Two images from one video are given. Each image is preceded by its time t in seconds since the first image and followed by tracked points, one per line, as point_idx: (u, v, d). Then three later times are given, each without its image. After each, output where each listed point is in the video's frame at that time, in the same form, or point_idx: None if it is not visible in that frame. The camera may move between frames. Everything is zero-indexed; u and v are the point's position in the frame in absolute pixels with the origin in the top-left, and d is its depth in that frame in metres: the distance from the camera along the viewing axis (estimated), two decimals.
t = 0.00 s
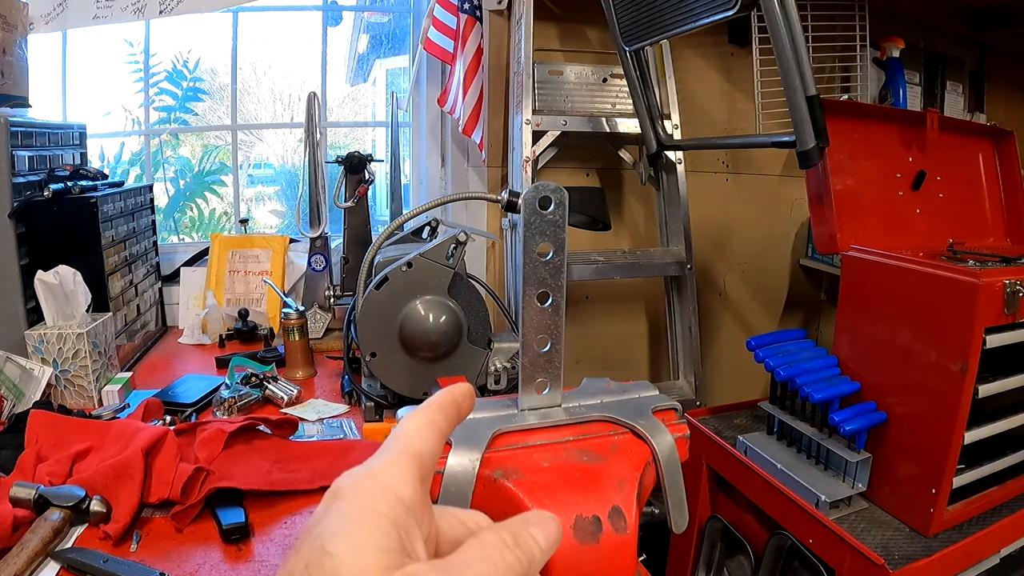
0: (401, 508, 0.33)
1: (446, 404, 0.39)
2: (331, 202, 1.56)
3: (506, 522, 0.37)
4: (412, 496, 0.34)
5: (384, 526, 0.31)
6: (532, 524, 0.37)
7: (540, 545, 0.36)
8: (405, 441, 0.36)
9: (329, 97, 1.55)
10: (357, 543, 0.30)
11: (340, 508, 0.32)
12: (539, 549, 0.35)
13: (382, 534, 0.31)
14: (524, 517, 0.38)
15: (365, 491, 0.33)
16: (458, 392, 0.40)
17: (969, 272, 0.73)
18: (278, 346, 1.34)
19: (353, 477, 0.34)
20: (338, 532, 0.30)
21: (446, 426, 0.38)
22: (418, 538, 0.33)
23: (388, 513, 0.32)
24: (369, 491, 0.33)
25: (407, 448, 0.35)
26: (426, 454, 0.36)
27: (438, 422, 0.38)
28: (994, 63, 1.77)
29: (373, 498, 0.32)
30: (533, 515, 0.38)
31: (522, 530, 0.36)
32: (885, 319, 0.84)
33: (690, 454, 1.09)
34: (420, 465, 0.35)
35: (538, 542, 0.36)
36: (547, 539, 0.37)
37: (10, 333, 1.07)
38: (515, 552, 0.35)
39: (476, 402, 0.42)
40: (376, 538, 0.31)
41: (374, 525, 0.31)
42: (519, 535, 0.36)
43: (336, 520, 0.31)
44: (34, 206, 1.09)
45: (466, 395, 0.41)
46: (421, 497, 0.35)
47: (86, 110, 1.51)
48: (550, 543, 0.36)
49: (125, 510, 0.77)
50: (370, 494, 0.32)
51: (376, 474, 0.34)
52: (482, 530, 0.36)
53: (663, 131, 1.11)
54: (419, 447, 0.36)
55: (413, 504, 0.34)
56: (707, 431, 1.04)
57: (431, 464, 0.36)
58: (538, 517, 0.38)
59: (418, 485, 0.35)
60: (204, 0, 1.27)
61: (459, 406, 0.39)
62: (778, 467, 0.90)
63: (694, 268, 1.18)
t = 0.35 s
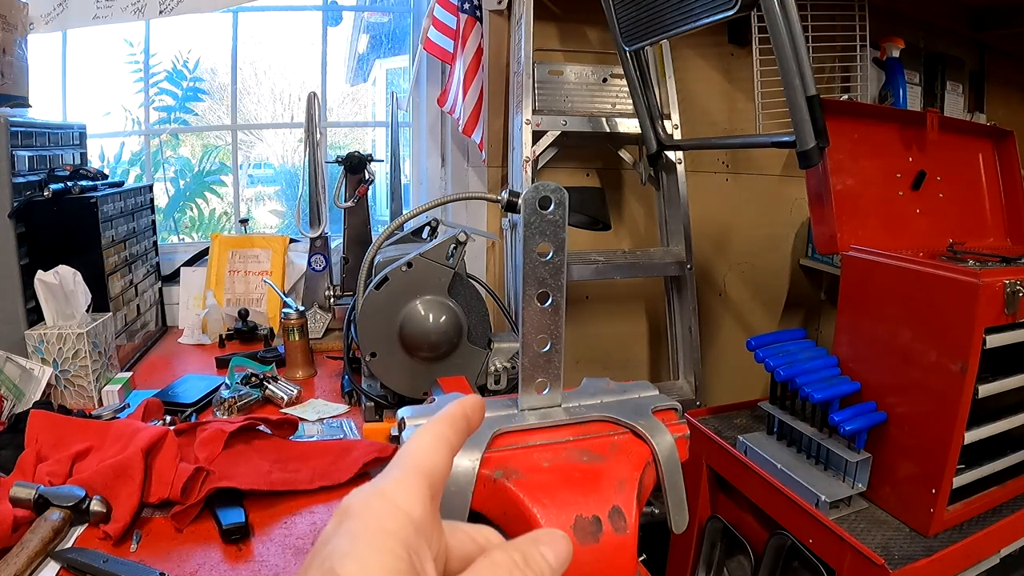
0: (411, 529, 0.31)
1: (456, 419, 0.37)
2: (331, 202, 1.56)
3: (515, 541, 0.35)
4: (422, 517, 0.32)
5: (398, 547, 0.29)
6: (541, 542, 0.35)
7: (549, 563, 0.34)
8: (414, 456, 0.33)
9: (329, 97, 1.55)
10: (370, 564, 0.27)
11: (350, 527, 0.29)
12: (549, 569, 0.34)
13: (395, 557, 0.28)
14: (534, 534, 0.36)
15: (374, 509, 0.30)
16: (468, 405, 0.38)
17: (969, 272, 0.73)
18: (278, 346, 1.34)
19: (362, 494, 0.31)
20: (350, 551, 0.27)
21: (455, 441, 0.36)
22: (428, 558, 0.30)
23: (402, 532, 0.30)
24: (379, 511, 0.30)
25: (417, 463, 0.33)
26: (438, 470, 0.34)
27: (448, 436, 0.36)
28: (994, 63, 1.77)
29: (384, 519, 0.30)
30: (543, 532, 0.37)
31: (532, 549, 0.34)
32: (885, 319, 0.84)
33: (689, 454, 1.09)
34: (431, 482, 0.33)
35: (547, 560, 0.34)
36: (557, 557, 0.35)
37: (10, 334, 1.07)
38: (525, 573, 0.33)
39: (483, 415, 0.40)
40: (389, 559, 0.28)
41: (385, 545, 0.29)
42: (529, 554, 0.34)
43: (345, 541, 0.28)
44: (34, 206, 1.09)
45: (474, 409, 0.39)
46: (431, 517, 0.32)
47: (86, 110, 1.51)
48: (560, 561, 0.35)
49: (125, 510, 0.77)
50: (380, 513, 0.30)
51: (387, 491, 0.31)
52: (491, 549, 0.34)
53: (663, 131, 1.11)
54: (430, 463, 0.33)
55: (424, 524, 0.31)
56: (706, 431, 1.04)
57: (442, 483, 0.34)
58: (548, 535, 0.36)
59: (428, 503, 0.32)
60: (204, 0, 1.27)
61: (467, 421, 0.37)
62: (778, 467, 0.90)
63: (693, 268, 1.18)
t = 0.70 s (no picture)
0: (431, 522, 0.31)
1: (475, 415, 0.37)
2: (331, 202, 1.56)
3: (533, 534, 0.35)
4: (442, 510, 0.32)
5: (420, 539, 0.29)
6: (558, 537, 0.36)
7: (567, 557, 0.35)
8: (434, 451, 0.34)
9: (329, 97, 1.55)
10: (392, 558, 0.28)
11: (372, 520, 0.30)
12: (567, 561, 0.34)
13: (417, 549, 0.29)
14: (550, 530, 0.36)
15: (396, 503, 0.31)
16: (487, 402, 0.39)
17: (969, 272, 0.73)
18: (278, 346, 1.34)
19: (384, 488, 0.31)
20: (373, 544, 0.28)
21: (473, 437, 0.36)
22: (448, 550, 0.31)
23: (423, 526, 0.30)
24: (400, 505, 0.31)
25: (437, 458, 0.33)
26: (458, 466, 0.34)
27: (468, 433, 0.36)
28: (994, 63, 1.77)
29: (404, 513, 0.30)
30: (559, 527, 0.37)
31: (549, 542, 0.35)
32: (885, 319, 0.84)
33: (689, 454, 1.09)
34: (451, 477, 0.33)
35: (564, 554, 0.34)
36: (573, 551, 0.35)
37: (10, 334, 1.07)
38: (543, 566, 0.33)
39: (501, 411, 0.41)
40: (411, 552, 0.29)
41: (406, 538, 0.29)
42: (547, 547, 0.34)
43: (368, 534, 0.29)
44: (34, 206, 1.09)
45: (492, 405, 0.39)
46: (452, 512, 0.33)
47: (86, 110, 1.51)
48: (577, 555, 0.35)
49: (125, 510, 0.77)
50: (402, 507, 0.30)
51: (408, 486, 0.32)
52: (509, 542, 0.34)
53: (663, 131, 1.11)
54: (450, 458, 0.34)
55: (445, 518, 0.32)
56: (706, 431, 1.04)
57: (461, 476, 0.34)
58: (566, 529, 0.36)
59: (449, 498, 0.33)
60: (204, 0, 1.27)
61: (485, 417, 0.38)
62: (778, 467, 0.90)
63: (694, 268, 1.18)
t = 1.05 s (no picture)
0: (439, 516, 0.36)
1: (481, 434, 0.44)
2: (331, 201, 1.56)
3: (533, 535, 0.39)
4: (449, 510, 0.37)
5: (427, 525, 0.34)
6: (557, 539, 0.39)
7: (564, 556, 0.38)
8: (445, 458, 0.40)
9: (329, 97, 1.55)
10: (402, 539, 0.33)
11: (385, 508, 0.35)
12: (563, 561, 0.37)
13: (424, 535, 0.34)
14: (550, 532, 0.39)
15: (408, 496, 0.36)
16: (493, 427, 0.45)
17: (969, 272, 0.73)
18: (278, 346, 1.34)
19: (397, 484, 0.37)
20: (386, 527, 0.33)
21: (478, 452, 0.42)
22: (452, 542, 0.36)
23: (431, 516, 0.35)
24: (411, 498, 0.36)
25: (445, 465, 0.39)
26: (462, 472, 0.40)
27: (473, 448, 0.42)
28: (994, 63, 1.77)
29: (415, 505, 0.35)
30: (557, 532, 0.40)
31: (548, 542, 0.38)
32: (886, 319, 0.84)
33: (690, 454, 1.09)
34: (457, 481, 0.39)
35: (562, 554, 0.38)
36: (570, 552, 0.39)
37: (10, 334, 1.07)
38: (541, 562, 0.36)
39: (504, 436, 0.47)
40: (419, 536, 0.34)
41: (416, 525, 0.34)
42: (547, 547, 0.38)
43: (382, 520, 0.34)
44: (34, 206, 1.09)
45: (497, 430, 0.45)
46: (457, 511, 0.38)
47: (86, 110, 1.51)
48: (574, 556, 0.38)
49: (125, 510, 0.77)
50: (413, 500, 0.36)
51: (418, 482, 0.37)
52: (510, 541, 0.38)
53: (663, 131, 1.11)
54: (457, 466, 0.40)
55: (450, 514, 0.37)
56: (706, 431, 1.04)
57: (466, 482, 0.40)
58: (564, 532, 0.39)
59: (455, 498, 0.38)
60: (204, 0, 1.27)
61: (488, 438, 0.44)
62: (778, 467, 0.90)
63: (694, 268, 1.18)
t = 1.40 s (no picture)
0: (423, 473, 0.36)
1: (487, 410, 0.43)
2: (331, 202, 1.56)
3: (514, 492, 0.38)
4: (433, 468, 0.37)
5: (408, 478, 0.35)
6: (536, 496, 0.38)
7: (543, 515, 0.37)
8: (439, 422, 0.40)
9: (329, 97, 1.55)
10: (381, 486, 0.34)
11: (368, 459, 0.36)
12: (541, 517, 0.37)
13: (405, 485, 0.34)
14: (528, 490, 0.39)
15: (392, 450, 0.36)
16: (501, 405, 0.45)
17: (969, 272, 0.73)
18: (278, 346, 1.34)
19: (385, 438, 0.37)
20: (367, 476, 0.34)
21: (479, 423, 0.42)
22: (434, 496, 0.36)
23: (413, 470, 0.36)
24: (395, 451, 0.36)
25: (438, 428, 0.39)
26: (455, 437, 0.39)
27: (474, 420, 0.41)
28: (994, 63, 1.77)
29: (398, 458, 0.36)
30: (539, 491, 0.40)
31: (527, 498, 0.38)
32: (885, 319, 0.84)
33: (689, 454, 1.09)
34: (447, 444, 0.39)
35: (540, 512, 0.37)
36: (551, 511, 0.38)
37: (10, 334, 1.07)
38: (517, 515, 0.36)
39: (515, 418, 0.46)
40: (398, 486, 0.34)
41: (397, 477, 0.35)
42: (524, 503, 0.37)
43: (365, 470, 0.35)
44: (34, 206, 1.09)
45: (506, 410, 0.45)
46: (443, 472, 0.38)
47: (86, 110, 1.51)
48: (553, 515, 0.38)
49: (125, 510, 0.77)
50: (397, 453, 0.36)
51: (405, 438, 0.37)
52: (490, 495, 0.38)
53: (663, 131, 1.11)
54: (449, 430, 0.39)
55: (434, 471, 0.37)
56: (706, 431, 1.04)
57: (457, 447, 0.39)
58: (543, 490, 0.39)
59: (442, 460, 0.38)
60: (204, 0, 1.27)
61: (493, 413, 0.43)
62: (778, 467, 0.90)
63: (693, 267, 1.18)
